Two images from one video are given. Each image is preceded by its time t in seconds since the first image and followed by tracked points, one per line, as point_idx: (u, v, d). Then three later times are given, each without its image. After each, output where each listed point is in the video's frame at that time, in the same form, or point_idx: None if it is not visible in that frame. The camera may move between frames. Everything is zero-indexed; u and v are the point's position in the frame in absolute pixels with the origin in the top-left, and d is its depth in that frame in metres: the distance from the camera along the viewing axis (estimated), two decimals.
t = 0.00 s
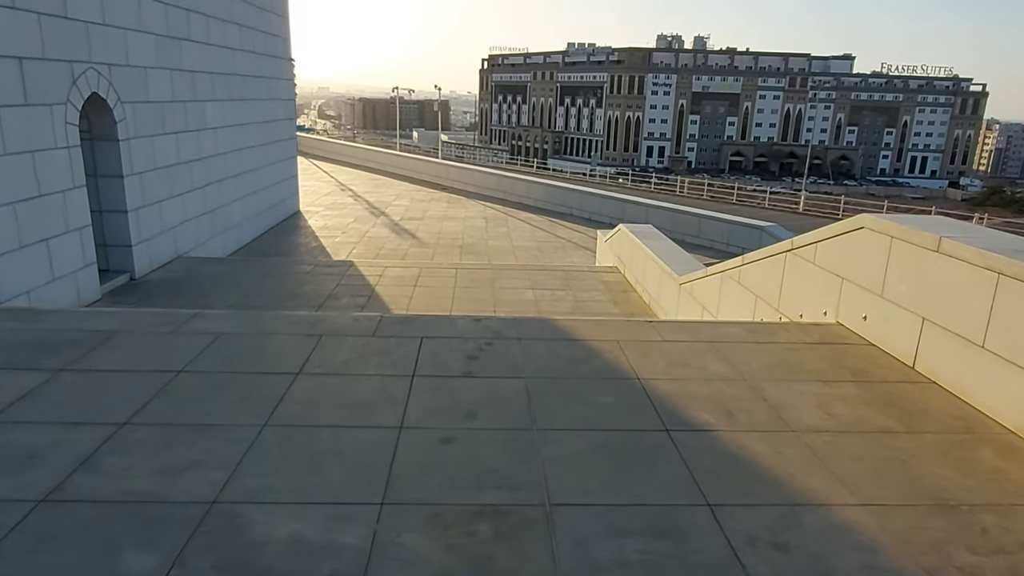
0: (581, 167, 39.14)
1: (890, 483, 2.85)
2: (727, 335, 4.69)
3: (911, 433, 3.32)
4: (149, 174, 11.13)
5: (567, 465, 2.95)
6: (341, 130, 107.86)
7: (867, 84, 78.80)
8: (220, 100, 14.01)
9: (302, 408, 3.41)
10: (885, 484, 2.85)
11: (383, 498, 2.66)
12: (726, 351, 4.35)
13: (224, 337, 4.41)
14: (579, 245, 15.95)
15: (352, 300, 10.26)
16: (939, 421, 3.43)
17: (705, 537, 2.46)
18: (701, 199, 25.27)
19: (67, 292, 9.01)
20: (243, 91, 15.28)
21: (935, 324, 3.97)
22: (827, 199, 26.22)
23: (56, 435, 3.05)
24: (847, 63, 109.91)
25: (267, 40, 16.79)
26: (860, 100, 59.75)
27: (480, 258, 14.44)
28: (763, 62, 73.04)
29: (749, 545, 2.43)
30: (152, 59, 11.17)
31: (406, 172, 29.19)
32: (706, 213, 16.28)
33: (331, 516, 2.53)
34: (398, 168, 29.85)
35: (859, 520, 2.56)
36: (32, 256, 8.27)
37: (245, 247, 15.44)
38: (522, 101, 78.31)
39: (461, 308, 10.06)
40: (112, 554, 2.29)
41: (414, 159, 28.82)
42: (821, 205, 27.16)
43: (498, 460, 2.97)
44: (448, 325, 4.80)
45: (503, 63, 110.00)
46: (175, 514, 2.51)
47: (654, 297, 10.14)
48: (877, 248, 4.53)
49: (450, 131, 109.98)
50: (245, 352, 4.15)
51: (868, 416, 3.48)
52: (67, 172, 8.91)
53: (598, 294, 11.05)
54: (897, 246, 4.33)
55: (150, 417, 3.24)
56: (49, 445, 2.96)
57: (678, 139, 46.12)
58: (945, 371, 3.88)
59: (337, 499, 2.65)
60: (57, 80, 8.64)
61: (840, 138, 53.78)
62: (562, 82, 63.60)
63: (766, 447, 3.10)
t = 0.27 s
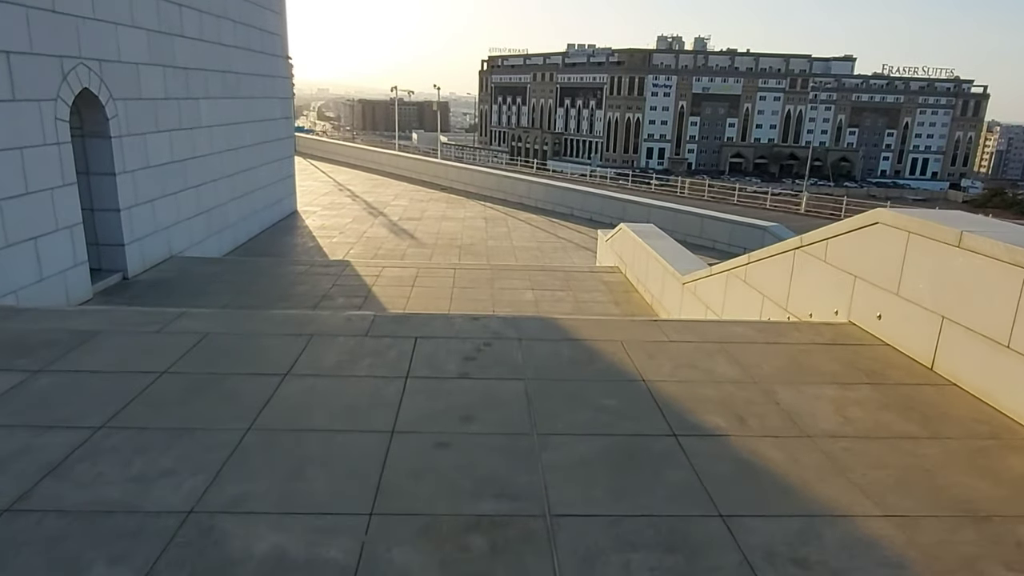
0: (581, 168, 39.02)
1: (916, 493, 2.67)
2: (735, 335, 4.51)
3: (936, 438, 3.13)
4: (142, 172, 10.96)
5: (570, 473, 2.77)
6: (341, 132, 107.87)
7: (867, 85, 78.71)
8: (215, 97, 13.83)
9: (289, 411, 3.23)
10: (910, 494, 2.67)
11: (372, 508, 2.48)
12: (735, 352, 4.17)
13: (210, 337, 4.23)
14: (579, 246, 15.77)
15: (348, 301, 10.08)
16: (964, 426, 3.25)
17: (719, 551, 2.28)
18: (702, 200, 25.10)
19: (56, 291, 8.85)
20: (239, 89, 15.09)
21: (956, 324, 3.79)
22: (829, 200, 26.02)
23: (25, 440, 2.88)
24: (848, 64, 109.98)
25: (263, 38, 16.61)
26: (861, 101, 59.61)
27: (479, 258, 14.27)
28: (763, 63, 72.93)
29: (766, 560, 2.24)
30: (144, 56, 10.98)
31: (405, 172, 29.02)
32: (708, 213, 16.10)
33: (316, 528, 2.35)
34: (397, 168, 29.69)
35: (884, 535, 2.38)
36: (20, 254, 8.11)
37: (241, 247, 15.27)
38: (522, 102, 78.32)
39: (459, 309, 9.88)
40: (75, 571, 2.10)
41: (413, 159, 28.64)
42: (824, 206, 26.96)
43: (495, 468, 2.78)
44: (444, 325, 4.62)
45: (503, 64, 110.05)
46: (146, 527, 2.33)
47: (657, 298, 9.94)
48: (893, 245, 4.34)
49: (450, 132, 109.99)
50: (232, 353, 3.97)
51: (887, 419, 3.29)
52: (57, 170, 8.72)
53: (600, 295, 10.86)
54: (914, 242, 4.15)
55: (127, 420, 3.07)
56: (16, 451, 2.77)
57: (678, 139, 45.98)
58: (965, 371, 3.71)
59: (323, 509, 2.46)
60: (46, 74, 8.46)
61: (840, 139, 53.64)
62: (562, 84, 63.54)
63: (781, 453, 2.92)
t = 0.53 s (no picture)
0: (581, 165, 38.82)
1: (949, 507, 2.46)
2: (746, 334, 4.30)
3: (965, 446, 2.92)
4: (135, 166, 10.70)
5: (572, 484, 2.55)
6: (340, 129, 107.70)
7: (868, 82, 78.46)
8: (211, 91, 13.55)
9: (272, 416, 3.02)
10: (944, 508, 2.45)
11: (357, 523, 2.26)
12: (746, 353, 3.95)
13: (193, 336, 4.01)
14: (580, 243, 15.54)
15: (344, 298, 9.87)
16: (994, 433, 3.03)
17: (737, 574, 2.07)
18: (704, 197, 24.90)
19: (46, 288, 8.59)
20: (235, 83, 14.82)
21: (982, 323, 3.58)
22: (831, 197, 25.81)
23: None
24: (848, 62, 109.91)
25: (261, 31, 16.35)
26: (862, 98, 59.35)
27: (478, 255, 14.05)
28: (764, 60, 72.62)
29: None
30: (138, 48, 10.70)
31: (404, 169, 28.80)
32: (710, 210, 15.89)
33: (293, 547, 2.13)
34: (395, 165, 29.44)
35: (919, 556, 2.17)
36: (7, 250, 7.86)
37: (236, 243, 15.03)
38: (522, 99, 78.19)
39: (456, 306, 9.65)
40: None
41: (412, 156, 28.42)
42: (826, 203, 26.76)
43: (491, 479, 2.57)
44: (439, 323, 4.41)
45: (503, 61, 109.91)
46: (105, 545, 2.11)
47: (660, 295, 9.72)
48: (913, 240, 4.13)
49: (450, 130, 109.84)
50: (215, 353, 3.76)
51: (912, 426, 3.07)
52: (46, 164, 8.46)
53: (601, 292, 10.65)
54: (936, 237, 3.94)
55: (96, 425, 2.85)
56: None
57: (679, 136, 45.75)
58: (993, 373, 3.51)
59: (303, 525, 2.25)
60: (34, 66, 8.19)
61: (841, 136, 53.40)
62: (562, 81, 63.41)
63: (800, 463, 2.71)
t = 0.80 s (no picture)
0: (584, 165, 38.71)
1: (989, 524, 2.28)
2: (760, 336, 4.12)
3: (1001, 457, 2.73)
4: (133, 163, 10.53)
5: (582, 498, 2.37)
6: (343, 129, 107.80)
7: (872, 82, 78.26)
8: (211, 89, 13.37)
9: (262, 423, 2.86)
10: (983, 525, 2.27)
11: (348, 542, 2.09)
12: (762, 356, 3.78)
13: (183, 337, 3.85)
14: (583, 242, 15.37)
15: (344, 298, 9.70)
16: None
17: None
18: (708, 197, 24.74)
19: (41, 287, 8.42)
20: (235, 81, 14.65)
21: (1013, 326, 3.42)
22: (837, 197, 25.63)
23: None
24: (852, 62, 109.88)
25: (262, 29, 16.18)
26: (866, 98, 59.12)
27: (481, 254, 13.87)
28: (768, 59, 72.37)
29: None
30: (135, 44, 10.53)
31: (407, 168, 28.66)
32: (716, 209, 15.71)
33: (277, 569, 1.96)
34: (398, 164, 29.29)
35: None
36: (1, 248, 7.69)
37: (237, 242, 14.88)
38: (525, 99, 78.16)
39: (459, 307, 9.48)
40: None
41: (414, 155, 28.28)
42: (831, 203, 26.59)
43: (493, 493, 2.39)
44: (441, 324, 4.24)
45: (506, 61, 109.93)
46: (73, 566, 1.94)
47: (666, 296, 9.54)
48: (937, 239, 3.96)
49: (452, 130, 109.87)
50: (206, 356, 3.59)
51: (942, 435, 2.89)
52: (41, 160, 8.29)
53: (605, 292, 10.47)
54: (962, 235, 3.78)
55: (73, 433, 2.68)
56: None
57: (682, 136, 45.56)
58: None
59: (290, 544, 2.07)
60: (29, 60, 8.02)
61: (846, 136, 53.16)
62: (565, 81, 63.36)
63: (825, 476, 2.53)
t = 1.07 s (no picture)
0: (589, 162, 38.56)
1: None
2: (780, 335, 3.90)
3: None
4: (132, 159, 10.35)
5: (596, 513, 2.17)
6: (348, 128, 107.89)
7: (878, 79, 77.87)
8: (213, 84, 13.19)
9: (250, 430, 2.66)
10: None
11: (338, 563, 1.89)
12: (783, 356, 3.56)
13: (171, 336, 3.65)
14: (589, 239, 15.17)
15: (346, 296, 9.52)
16: None
17: None
18: (715, 194, 24.53)
19: (37, 285, 8.26)
20: (238, 77, 14.45)
21: None
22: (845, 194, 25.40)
23: None
24: (857, 59, 109.73)
25: (266, 24, 15.99)
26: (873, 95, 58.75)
27: (486, 251, 13.68)
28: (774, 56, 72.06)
29: None
30: (136, 38, 10.33)
31: (411, 165, 28.51)
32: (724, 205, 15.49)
33: None
34: (402, 161, 29.12)
35: None
36: None
37: (239, 239, 14.71)
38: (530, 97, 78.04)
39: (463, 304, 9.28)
40: None
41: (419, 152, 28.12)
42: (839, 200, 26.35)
43: (499, 507, 2.18)
44: (442, 322, 4.04)
45: (510, 59, 109.84)
46: None
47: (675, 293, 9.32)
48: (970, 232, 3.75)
49: (457, 128, 109.86)
50: (193, 356, 3.39)
51: (986, 442, 2.67)
52: (38, 155, 8.11)
53: (612, 290, 10.26)
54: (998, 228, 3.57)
55: (43, 442, 2.49)
56: None
57: (688, 134, 45.31)
58: None
59: (273, 565, 1.88)
60: (25, 53, 7.83)
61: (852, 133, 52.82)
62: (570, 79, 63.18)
63: (862, 489, 2.31)
